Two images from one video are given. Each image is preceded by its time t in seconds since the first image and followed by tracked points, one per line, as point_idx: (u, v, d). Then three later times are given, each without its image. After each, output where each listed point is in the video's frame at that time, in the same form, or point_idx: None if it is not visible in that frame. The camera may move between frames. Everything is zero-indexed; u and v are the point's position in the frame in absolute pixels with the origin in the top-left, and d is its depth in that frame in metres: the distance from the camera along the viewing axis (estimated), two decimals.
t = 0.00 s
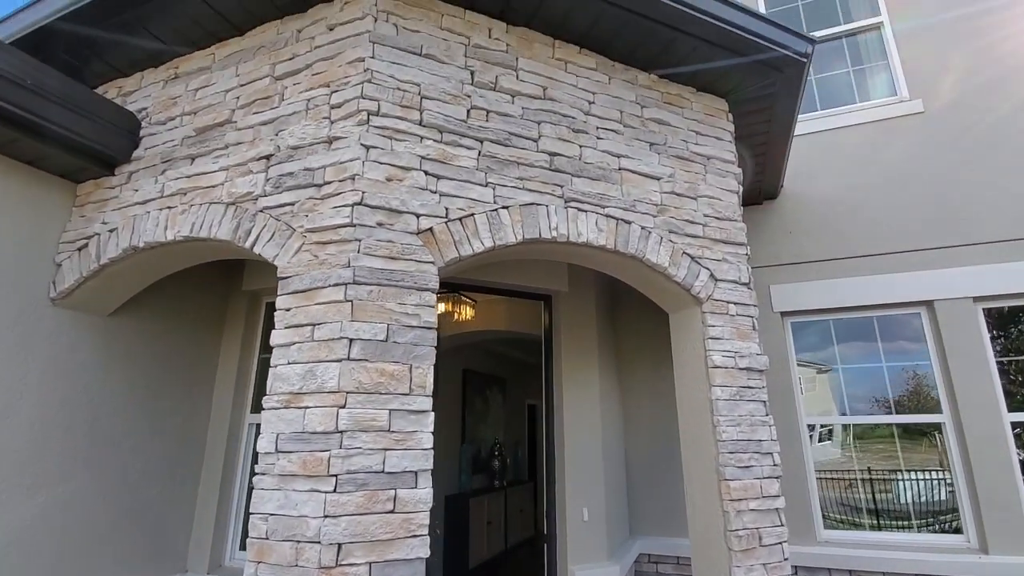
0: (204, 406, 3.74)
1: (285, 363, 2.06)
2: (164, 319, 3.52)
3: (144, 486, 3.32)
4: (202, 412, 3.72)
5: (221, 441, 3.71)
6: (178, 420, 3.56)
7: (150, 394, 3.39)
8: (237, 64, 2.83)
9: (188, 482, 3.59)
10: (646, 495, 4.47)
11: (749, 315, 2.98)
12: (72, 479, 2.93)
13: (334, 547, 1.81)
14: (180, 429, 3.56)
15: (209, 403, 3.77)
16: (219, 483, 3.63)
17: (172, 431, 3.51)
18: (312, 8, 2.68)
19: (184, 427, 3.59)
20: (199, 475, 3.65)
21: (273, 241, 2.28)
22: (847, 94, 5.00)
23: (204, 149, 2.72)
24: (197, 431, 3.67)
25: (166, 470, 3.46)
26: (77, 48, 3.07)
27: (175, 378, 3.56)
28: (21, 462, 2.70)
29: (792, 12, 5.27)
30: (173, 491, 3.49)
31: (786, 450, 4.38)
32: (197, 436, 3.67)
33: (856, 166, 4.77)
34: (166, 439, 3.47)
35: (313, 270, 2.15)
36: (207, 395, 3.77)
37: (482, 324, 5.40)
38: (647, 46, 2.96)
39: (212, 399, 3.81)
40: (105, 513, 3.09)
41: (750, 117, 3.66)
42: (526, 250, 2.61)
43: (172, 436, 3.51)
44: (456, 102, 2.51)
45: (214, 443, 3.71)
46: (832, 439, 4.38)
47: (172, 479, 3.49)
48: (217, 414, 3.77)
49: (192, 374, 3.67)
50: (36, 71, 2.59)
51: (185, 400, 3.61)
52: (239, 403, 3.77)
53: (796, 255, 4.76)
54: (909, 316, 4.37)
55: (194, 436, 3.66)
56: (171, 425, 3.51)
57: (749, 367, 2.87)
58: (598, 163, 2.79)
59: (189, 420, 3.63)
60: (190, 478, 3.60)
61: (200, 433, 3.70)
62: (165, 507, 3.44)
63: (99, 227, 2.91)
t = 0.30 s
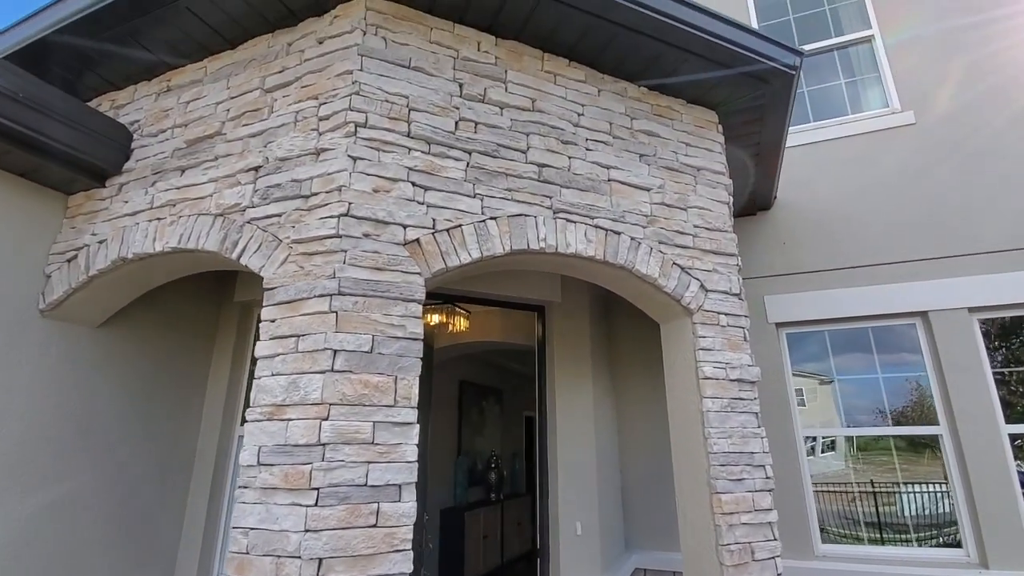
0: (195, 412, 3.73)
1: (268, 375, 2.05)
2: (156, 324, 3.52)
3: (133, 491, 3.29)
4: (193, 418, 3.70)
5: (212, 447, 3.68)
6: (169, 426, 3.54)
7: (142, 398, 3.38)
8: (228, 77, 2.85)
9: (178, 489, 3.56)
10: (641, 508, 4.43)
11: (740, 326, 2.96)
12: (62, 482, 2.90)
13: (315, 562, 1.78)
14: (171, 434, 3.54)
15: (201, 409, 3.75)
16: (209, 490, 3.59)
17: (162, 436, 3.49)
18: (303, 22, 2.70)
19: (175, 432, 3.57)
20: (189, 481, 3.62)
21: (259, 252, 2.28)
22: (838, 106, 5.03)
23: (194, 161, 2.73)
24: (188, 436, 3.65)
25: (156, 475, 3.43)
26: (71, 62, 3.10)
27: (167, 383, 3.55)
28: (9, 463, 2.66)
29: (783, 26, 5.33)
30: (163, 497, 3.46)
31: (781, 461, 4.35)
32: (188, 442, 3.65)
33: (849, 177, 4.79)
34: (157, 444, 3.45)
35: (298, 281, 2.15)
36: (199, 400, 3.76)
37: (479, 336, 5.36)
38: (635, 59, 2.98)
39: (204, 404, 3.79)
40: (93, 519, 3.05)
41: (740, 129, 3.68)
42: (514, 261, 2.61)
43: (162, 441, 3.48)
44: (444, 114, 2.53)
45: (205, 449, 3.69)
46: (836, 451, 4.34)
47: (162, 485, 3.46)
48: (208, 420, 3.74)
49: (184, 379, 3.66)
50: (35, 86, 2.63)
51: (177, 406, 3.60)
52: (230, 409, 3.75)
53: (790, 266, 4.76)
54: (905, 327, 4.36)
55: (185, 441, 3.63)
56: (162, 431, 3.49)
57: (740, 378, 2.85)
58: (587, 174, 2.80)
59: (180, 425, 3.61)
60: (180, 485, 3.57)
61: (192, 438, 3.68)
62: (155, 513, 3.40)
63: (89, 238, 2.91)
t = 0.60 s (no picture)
0: (182, 409, 3.68)
1: (247, 373, 2.03)
2: (144, 319, 3.49)
3: (119, 488, 3.24)
4: (179, 416, 3.66)
5: (199, 443, 3.64)
6: (156, 421, 3.50)
7: (129, 392, 3.35)
8: (215, 76, 2.84)
9: (166, 485, 3.52)
10: (633, 512, 4.38)
11: (730, 326, 2.94)
12: (48, 476, 2.85)
13: (291, 563, 1.75)
14: (159, 430, 3.51)
15: (188, 405, 3.72)
16: (196, 487, 3.54)
17: (150, 432, 3.45)
18: (289, 20, 2.70)
19: (163, 428, 3.54)
20: (177, 478, 3.58)
21: (241, 250, 2.26)
22: (830, 109, 5.04)
23: (179, 160, 2.71)
24: (175, 433, 3.61)
25: (143, 471, 3.39)
26: (58, 63, 3.09)
27: (154, 378, 3.51)
28: None
29: (775, 30, 5.34)
30: (151, 493, 3.42)
31: (774, 466, 4.32)
32: (175, 438, 3.61)
33: (841, 180, 4.79)
34: (145, 439, 3.42)
35: (279, 279, 2.13)
36: (186, 398, 3.72)
37: (472, 339, 5.36)
38: (623, 60, 2.98)
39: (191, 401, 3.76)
40: (77, 515, 2.99)
41: (730, 131, 3.67)
42: (500, 260, 2.59)
43: (150, 436, 3.45)
44: (430, 112, 2.52)
45: (193, 445, 3.65)
46: (835, 458, 4.28)
47: (149, 481, 3.42)
48: (196, 417, 3.71)
49: (171, 375, 3.63)
50: (28, 91, 2.65)
51: (164, 402, 3.56)
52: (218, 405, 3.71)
53: (782, 268, 4.75)
54: (898, 330, 4.34)
55: (172, 437, 3.60)
56: (150, 427, 3.45)
57: (729, 379, 2.82)
58: (575, 173, 2.78)
59: (167, 421, 3.58)
60: (167, 481, 3.53)
61: (179, 434, 3.64)
62: (143, 509, 3.36)
63: (74, 238, 2.89)
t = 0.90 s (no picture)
0: (169, 403, 3.65)
1: (229, 360, 2.02)
2: (131, 310, 3.46)
3: (105, 482, 3.19)
4: (166, 409, 3.62)
5: (185, 437, 3.60)
6: (143, 414, 3.47)
7: (115, 384, 3.31)
8: (200, 63, 2.81)
9: (152, 478, 3.47)
10: (624, 507, 4.38)
11: (719, 317, 2.93)
12: (32, 468, 2.81)
13: (271, 550, 1.73)
14: (146, 422, 3.47)
15: (175, 398, 3.68)
16: (183, 481, 3.50)
17: (136, 425, 3.41)
18: (275, 6, 2.67)
19: (150, 421, 3.50)
20: (162, 471, 3.54)
21: (225, 236, 2.24)
22: (822, 105, 5.05)
23: (163, 147, 2.68)
24: (162, 425, 3.57)
25: (129, 463, 3.34)
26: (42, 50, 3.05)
27: (141, 370, 3.48)
28: None
29: (767, 26, 5.35)
30: (136, 486, 3.37)
31: (764, 459, 4.33)
32: (162, 431, 3.57)
33: (832, 175, 4.80)
34: (132, 432, 3.38)
35: (262, 265, 2.11)
36: (173, 391, 3.68)
37: (471, 334, 5.29)
38: (612, 50, 2.97)
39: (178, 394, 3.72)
40: (63, 509, 2.94)
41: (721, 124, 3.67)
42: (488, 248, 2.57)
43: (137, 428, 3.41)
44: (417, 99, 2.50)
45: (179, 438, 3.61)
46: (828, 458, 4.27)
47: (135, 474, 3.38)
48: (183, 410, 3.67)
49: (157, 367, 3.59)
50: (14, 76, 2.62)
51: (151, 395, 3.52)
52: (205, 399, 3.68)
53: (773, 263, 4.76)
54: (889, 324, 4.35)
55: (159, 430, 3.56)
56: (137, 419, 3.42)
57: (718, 370, 2.82)
58: (564, 163, 2.77)
59: (154, 413, 3.54)
60: (153, 475, 3.48)
61: (165, 427, 3.60)
62: (128, 501, 3.31)
63: (57, 226, 2.85)
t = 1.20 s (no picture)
0: (151, 372, 3.57)
1: (208, 321, 2.00)
2: (104, 277, 3.35)
3: (86, 450, 3.13)
4: (148, 378, 3.55)
5: (168, 405, 3.54)
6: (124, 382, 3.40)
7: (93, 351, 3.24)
8: (173, 18, 2.70)
9: (135, 446, 3.42)
10: (608, 473, 4.47)
11: (703, 284, 2.95)
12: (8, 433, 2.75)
13: (253, 507, 1.74)
14: (127, 390, 3.40)
15: (156, 368, 3.61)
16: (166, 450, 3.44)
17: (118, 392, 3.35)
18: None
19: (132, 389, 3.44)
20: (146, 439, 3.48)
21: (201, 197, 2.18)
22: (812, 74, 5.01)
23: (136, 106, 2.59)
24: (144, 394, 3.51)
25: (112, 431, 3.29)
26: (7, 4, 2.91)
27: (121, 338, 3.41)
28: None
29: None
30: (119, 454, 3.32)
31: (745, 426, 4.41)
32: (144, 399, 3.51)
33: (821, 145, 4.78)
34: (113, 399, 3.32)
35: (240, 225, 2.07)
36: (154, 360, 3.61)
37: (444, 305, 5.32)
38: (600, 10, 2.90)
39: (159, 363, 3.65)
40: (41, 476, 2.89)
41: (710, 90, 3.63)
42: (472, 212, 2.54)
43: (118, 396, 3.35)
44: (398, 57, 2.43)
45: (162, 408, 3.54)
46: (809, 431, 4.35)
47: (118, 442, 3.32)
48: (166, 379, 3.60)
49: (136, 338, 3.50)
50: None
51: (132, 363, 3.46)
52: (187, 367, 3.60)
53: (759, 234, 4.77)
54: (871, 294, 4.41)
55: (140, 398, 3.50)
56: (118, 387, 3.36)
57: (701, 335, 2.84)
58: (549, 126, 2.73)
59: (136, 381, 3.47)
60: (136, 443, 3.43)
61: (147, 396, 3.54)
62: (112, 469, 3.26)
63: (30, 188, 2.77)
